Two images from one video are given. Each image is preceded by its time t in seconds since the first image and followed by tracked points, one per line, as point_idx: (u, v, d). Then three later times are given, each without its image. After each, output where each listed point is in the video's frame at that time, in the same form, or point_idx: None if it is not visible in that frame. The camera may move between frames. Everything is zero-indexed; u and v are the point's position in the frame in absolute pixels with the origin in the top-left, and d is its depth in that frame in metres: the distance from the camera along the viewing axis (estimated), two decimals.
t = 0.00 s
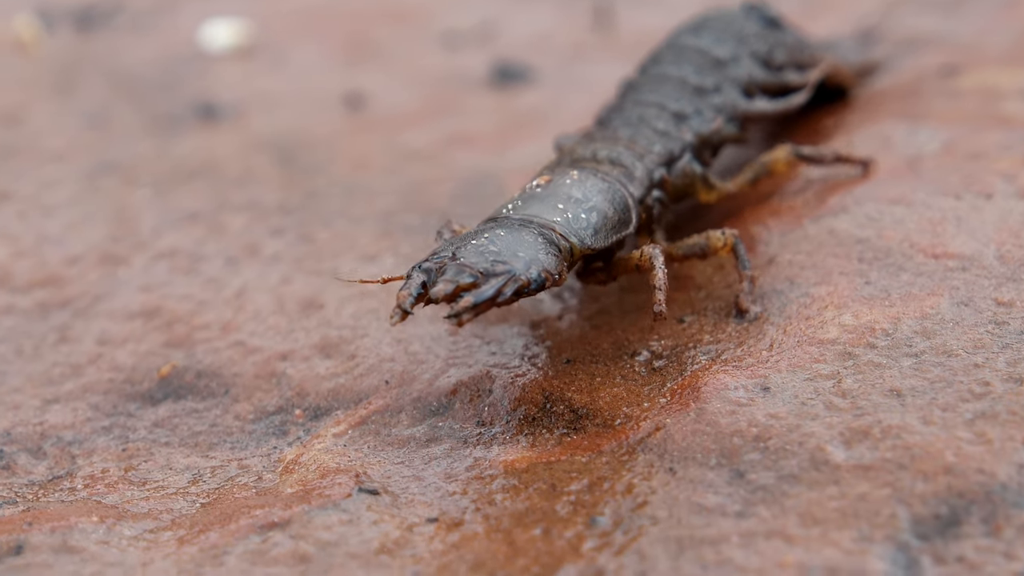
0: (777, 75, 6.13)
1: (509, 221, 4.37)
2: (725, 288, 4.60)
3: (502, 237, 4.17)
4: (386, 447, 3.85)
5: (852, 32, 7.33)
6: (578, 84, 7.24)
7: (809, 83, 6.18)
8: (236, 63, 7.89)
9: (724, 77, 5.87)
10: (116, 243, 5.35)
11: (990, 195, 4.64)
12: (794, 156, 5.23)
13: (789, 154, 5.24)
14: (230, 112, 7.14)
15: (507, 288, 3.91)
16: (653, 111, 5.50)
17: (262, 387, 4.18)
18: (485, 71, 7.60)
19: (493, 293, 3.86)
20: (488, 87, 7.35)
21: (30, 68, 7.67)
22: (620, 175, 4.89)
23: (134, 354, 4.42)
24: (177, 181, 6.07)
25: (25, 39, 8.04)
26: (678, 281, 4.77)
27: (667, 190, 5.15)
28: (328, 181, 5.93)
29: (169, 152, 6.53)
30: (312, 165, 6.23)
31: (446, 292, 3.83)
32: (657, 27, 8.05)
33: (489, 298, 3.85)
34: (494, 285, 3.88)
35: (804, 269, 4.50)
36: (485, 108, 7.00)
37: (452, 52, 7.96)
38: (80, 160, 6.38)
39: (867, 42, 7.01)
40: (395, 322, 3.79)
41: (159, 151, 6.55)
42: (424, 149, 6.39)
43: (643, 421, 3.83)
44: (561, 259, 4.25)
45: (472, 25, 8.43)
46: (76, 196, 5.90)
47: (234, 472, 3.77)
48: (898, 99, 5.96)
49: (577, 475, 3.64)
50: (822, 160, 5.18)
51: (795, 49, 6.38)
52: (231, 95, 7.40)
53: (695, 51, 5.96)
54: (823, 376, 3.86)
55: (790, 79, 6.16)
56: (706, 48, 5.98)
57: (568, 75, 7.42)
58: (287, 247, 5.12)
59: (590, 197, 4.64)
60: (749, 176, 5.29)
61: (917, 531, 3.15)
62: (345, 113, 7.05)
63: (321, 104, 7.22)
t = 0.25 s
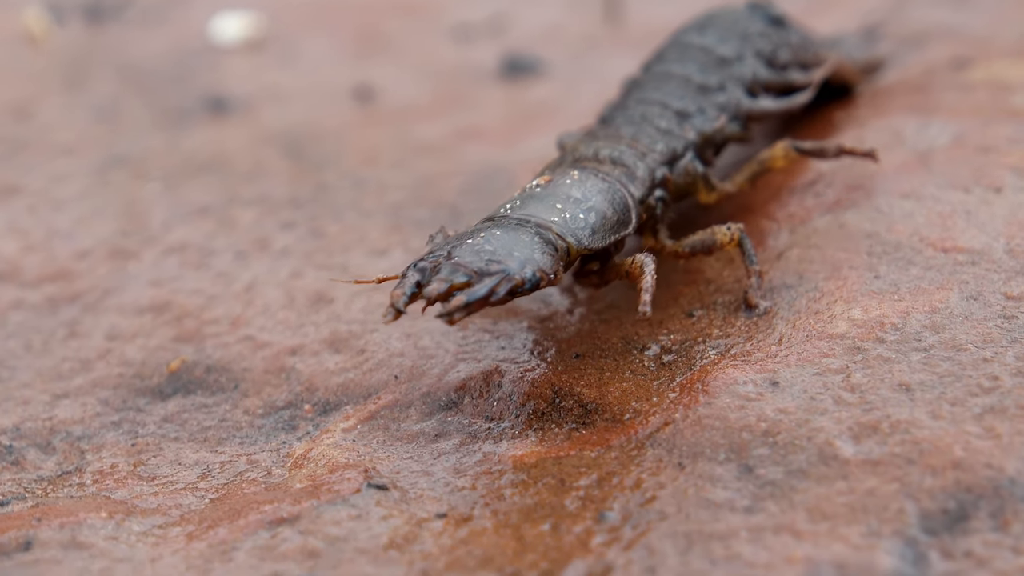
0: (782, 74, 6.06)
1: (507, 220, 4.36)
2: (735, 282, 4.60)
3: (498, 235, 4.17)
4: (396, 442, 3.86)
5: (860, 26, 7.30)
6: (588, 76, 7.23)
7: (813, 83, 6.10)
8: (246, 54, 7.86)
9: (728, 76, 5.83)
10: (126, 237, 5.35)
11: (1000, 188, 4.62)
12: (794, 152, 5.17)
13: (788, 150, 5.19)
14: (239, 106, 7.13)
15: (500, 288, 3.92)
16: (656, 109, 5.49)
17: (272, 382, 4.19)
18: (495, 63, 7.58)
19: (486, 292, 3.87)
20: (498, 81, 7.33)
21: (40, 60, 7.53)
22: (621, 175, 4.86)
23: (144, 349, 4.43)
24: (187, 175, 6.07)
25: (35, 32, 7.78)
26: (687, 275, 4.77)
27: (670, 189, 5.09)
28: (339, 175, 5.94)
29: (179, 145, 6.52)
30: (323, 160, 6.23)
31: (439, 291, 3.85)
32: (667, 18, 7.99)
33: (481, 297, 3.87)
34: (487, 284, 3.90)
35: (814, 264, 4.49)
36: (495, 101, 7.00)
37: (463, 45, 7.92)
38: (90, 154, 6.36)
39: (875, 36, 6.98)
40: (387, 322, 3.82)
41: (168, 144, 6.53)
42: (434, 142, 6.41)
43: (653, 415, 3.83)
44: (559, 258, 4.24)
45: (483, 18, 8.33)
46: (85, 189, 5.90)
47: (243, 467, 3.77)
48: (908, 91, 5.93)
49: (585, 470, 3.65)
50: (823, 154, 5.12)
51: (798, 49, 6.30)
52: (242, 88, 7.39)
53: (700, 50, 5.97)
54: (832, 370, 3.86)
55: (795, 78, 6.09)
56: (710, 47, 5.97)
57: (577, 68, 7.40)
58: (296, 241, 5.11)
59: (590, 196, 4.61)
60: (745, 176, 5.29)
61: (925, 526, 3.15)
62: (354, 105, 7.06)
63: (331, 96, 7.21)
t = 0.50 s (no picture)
0: (790, 72, 6.09)
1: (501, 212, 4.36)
2: (744, 276, 4.60)
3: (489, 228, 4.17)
4: (405, 438, 3.87)
5: (868, 20, 7.25)
6: (598, 69, 7.21)
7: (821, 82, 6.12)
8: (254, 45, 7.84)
9: (737, 73, 5.84)
10: (136, 231, 5.35)
11: (1009, 181, 4.60)
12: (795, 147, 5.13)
13: (788, 146, 5.15)
14: (250, 100, 7.13)
15: (487, 280, 3.92)
16: (663, 105, 5.49)
17: (281, 377, 4.20)
18: (506, 56, 7.53)
19: (472, 284, 3.88)
20: (508, 73, 7.31)
21: (52, 55, 7.46)
22: (624, 171, 4.84)
23: (154, 344, 4.43)
24: (197, 169, 6.06)
25: (45, 26, 7.63)
26: (696, 269, 4.78)
27: (674, 184, 5.06)
28: (350, 168, 5.95)
29: (190, 140, 6.52)
30: (333, 154, 6.23)
31: (425, 283, 3.87)
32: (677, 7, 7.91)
33: (466, 289, 3.87)
34: (473, 276, 3.90)
35: (823, 258, 4.48)
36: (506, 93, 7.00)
37: (474, 37, 7.85)
38: (100, 148, 6.36)
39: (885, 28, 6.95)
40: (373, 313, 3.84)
41: (179, 139, 6.53)
42: (443, 135, 6.42)
43: (662, 409, 3.84)
44: (550, 251, 4.24)
45: (492, 10, 8.22)
46: (94, 183, 5.90)
47: (252, 463, 3.78)
48: (918, 83, 5.90)
49: (594, 466, 3.65)
50: (825, 148, 5.08)
51: (808, 47, 6.34)
52: (253, 82, 7.38)
53: (709, 47, 5.98)
54: (841, 365, 3.85)
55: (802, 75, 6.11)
56: (719, 44, 5.99)
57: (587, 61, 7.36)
58: (306, 235, 5.11)
59: (588, 190, 4.59)
60: (749, 174, 5.22)
61: (934, 521, 3.16)
62: (365, 98, 7.08)
63: (342, 90, 7.21)
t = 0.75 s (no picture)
0: (800, 73, 6.05)
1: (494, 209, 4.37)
2: (753, 271, 4.62)
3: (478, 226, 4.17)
4: (414, 433, 3.89)
5: (876, 16, 7.25)
6: (606, 65, 7.21)
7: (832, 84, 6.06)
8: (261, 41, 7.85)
9: (745, 73, 5.85)
10: (145, 227, 5.35)
11: (1018, 177, 4.59)
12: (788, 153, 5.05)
13: (780, 151, 5.06)
14: (257, 95, 7.13)
15: (469, 280, 3.93)
16: (669, 103, 5.52)
17: (290, 372, 4.22)
18: (513, 53, 7.53)
19: (453, 284, 3.89)
20: (515, 70, 7.31)
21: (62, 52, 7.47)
22: (624, 169, 4.88)
23: (163, 339, 4.44)
24: (205, 166, 6.07)
25: (54, 22, 7.70)
26: (705, 264, 4.80)
27: (676, 183, 5.10)
28: (358, 165, 5.95)
29: (198, 136, 6.52)
30: (340, 149, 6.22)
31: (408, 282, 3.87)
32: (685, 3, 7.91)
33: (448, 289, 3.88)
34: (456, 276, 3.91)
35: (832, 254, 4.48)
36: (513, 90, 6.99)
37: (481, 34, 7.86)
38: (108, 145, 6.37)
39: (892, 24, 6.94)
40: (354, 312, 3.86)
41: (187, 135, 6.54)
42: (450, 132, 6.39)
43: (670, 403, 3.84)
44: (537, 250, 4.24)
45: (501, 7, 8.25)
46: (102, 179, 5.91)
47: (262, 457, 3.78)
48: (926, 79, 5.90)
49: (603, 460, 3.66)
50: (817, 156, 5.03)
51: (817, 49, 6.29)
52: (260, 78, 7.38)
53: (718, 46, 5.99)
54: (850, 360, 3.85)
55: (810, 77, 6.07)
56: (728, 44, 6.00)
57: (595, 57, 7.37)
58: (314, 231, 5.12)
59: (584, 189, 4.61)
60: (747, 179, 5.14)
61: (944, 515, 3.15)
62: (372, 95, 7.08)
63: (349, 87, 7.21)
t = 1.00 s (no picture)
0: (806, 77, 6.04)
1: (487, 211, 4.38)
2: (761, 266, 4.63)
3: (467, 230, 4.18)
4: (423, 428, 3.88)
5: (879, 15, 7.28)
6: (610, 63, 7.24)
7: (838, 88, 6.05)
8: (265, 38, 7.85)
9: (752, 74, 5.85)
10: (152, 223, 5.37)
11: None
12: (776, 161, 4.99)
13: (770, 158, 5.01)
14: (262, 93, 7.14)
15: (452, 286, 3.94)
16: (674, 102, 5.50)
17: (299, 366, 4.22)
18: (518, 50, 7.55)
19: (435, 290, 3.90)
20: (520, 68, 7.33)
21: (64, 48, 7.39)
22: (624, 170, 4.87)
23: (171, 334, 4.45)
24: (211, 162, 6.07)
25: (56, 20, 7.57)
26: (713, 260, 4.81)
27: (677, 183, 5.09)
28: (363, 161, 5.97)
29: (203, 132, 6.53)
30: (344, 147, 6.24)
31: (390, 286, 3.90)
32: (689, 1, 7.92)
33: (428, 294, 3.89)
34: (438, 282, 3.92)
35: (840, 249, 4.49)
36: (517, 88, 7.00)
37: (485, 32, 7.85)
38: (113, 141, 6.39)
39: (897, 23, 6.96)
40: (337, 315, 3.90)
41: (192, 132, 6.55)
42: (455, 130, 6.40)
43: (680, 399, 3.83)
44: (525, 255, 4.24)
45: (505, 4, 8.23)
46: (108, 176, 5.91)
47: (272, 451, 3.78)
48: (931, 76, 5.91)
49: (614, 455, 3.65)
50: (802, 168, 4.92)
51: (825, 54, 6.34)
52: (264, 76, 7.39)
53: (726, 48, 5.99)
54: (860, 355, 3.85)
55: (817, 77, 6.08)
56: (736, 46, 6.00)
57: (598, 54, 7.40)
58: (321, 227, 5.13)
59: (578, 192, 4.61)
60: (742, 185, 5.14)
61: (956, 509, 3.15)
62: (376, 93, 7.08)
63: (355, 85, 7.21)
